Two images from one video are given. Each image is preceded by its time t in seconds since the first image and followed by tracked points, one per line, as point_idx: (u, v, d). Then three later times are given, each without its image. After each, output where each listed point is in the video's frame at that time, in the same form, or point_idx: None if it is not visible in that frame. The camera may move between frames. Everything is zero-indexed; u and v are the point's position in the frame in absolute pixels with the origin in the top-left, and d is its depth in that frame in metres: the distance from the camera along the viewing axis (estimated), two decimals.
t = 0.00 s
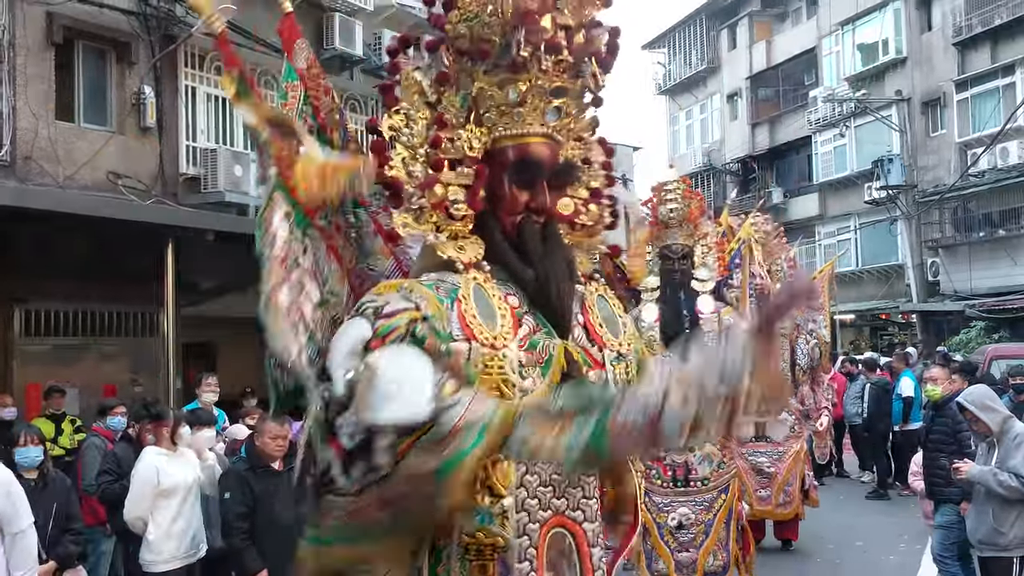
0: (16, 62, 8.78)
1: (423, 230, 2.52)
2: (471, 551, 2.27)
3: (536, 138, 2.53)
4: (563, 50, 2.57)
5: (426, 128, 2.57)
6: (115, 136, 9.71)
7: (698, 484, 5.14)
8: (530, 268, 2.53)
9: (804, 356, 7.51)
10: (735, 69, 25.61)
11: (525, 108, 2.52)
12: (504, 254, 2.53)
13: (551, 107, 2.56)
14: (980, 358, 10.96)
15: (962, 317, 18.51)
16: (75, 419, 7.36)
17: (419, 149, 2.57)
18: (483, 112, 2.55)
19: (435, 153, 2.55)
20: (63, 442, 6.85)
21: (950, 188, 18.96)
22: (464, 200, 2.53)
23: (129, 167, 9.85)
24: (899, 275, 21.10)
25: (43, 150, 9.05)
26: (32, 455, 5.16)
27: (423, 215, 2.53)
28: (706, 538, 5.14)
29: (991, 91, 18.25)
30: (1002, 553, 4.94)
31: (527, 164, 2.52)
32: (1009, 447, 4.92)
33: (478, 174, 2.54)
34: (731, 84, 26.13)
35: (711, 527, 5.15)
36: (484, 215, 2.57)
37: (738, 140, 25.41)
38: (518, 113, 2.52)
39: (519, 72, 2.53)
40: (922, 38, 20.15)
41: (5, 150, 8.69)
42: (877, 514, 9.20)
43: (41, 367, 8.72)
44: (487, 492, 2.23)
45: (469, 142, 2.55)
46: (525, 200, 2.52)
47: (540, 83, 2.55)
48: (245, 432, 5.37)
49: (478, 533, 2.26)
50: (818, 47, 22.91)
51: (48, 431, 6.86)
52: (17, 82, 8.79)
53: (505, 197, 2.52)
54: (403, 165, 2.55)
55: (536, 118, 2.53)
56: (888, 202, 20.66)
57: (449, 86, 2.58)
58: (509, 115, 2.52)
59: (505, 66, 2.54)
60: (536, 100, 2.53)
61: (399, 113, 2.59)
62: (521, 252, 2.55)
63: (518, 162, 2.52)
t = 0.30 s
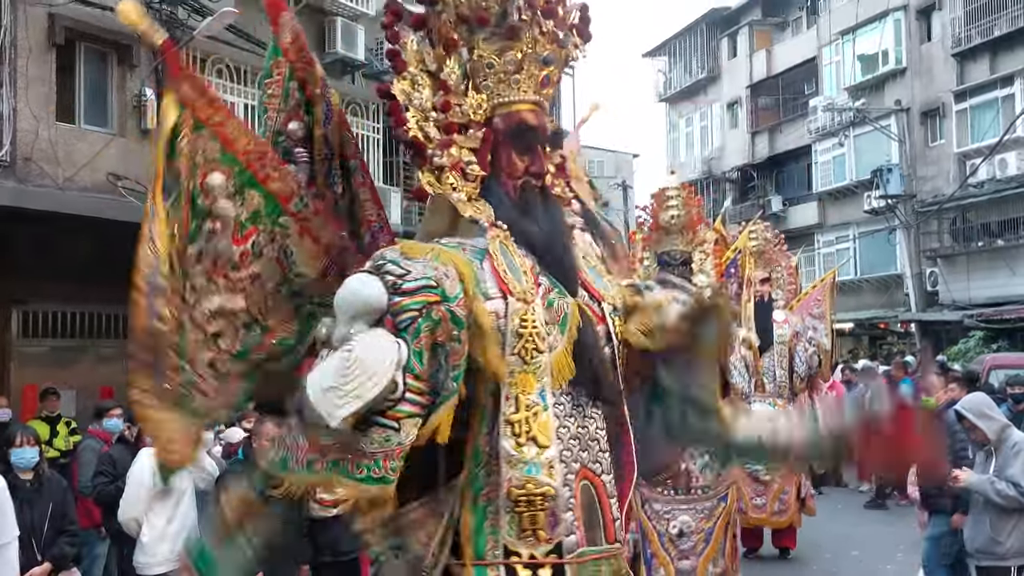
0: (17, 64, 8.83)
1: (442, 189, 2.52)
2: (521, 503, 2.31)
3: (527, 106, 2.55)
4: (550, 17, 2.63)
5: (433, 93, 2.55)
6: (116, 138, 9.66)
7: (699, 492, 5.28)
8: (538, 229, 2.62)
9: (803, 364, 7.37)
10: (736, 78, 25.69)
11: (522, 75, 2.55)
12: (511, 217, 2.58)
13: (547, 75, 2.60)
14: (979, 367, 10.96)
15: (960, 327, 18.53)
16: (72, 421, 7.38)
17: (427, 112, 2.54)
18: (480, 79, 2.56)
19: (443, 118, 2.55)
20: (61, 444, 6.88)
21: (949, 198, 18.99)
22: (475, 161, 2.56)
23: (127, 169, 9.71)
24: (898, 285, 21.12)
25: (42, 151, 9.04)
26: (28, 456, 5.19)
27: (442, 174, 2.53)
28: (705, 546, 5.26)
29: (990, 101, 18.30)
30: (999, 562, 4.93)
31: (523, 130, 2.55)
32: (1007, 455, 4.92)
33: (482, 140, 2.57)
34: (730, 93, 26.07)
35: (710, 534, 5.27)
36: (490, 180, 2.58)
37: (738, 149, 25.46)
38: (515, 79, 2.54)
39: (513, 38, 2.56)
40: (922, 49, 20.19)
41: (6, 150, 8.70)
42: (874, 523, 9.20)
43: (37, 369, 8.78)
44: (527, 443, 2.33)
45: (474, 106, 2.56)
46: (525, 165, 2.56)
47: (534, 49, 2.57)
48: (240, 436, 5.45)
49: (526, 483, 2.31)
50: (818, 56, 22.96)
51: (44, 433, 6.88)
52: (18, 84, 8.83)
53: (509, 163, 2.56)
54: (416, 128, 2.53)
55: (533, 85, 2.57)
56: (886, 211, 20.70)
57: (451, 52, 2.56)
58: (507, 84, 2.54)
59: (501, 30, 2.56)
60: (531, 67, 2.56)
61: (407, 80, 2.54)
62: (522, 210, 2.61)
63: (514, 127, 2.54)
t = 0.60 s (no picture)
0: (22, 64, 8.92)
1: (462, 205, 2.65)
2: (561, 512, 2.40)
3: (508, 116, 2.83)
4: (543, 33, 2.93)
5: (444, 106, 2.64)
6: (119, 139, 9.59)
7: (683, 499, 5.31)
8: (536, 240, 2.89)
9: (803, 372, 7.35)
10: (740, 85, 25.68)
11: (514, 86, 2.86)
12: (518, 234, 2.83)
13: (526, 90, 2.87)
14: (980, 377, 10.96)
15: (962, 337, 18.49)
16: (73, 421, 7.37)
17: (440, 124, 2.63)
18: (479, 90, 2.79)
19: (455, 129, 2.66)
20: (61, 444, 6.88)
21: (952, 208, 18.98)
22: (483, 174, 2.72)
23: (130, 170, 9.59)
24: (901, 294, 21.10)
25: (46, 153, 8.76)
26: (30, 455, 5.15)
27: (460, 190, 2.66)
28: (690, 552, 5.27)
29: (995, 111, 18.27)
30: (999, 571, 4.94)
31: (515, 141, 2.85)
32: (1007, 464, 4.92)
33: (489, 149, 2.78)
34: (735, 100, 26.22)
35: (696, 541, 5.29)
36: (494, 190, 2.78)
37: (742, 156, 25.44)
38: (508, 89, 2.84)
39: (510, 49, 2.85)
40: (927, 57, 20.17)
41: (8, 151, 8.55)
42: (875, 531, 9.19)
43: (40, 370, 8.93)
44: (563, 453, 2.45)
45: (479, 116, 2.77)
46: (516, 176, 2.85)
47: (526, 61, 2.87)
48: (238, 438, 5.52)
49: (564, 492, 2.42)
50: (823, 64, 23.00)
51: (44, 432, 6.88)
52: (23, 84, 8.89)
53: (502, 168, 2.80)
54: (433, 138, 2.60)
55: (511, 102, 2.85)
56: (889, 220, 20.70)
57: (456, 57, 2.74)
58: (488, 96, 2.80)
59: (501, 41, 2.84)
60: (523, 78, 2.87)
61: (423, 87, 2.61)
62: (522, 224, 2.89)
63: (502, 139, 2.82)
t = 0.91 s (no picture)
0: (28, 77, 8.91)
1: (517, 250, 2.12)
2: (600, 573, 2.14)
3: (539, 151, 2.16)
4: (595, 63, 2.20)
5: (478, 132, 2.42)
6: (124, 153, 9.76)
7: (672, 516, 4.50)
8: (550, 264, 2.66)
9: (806, 388, 7.43)
10: (743, 102, 25.80)
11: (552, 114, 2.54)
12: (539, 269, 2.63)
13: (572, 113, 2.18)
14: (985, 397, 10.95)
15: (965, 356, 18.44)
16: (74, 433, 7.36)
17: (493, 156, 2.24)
18: (521, 119, 2.12)
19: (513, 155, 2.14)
20: (63, 456, 6.86)
21: (956, 227, 18.97)
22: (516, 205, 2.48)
23: (137, 185, 9.89)
24: (903, 313, 21.09)
25: (53, 165, 9.10)
26: (31, 466, 5.17)
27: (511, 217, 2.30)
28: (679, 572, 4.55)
29: (998, 130, 18.25)
30: None
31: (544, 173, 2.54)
32: (1012, 484, 4.90)
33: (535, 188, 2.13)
34: (739, 117, 26.36)
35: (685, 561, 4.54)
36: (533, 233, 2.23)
37: (745, 173, 25.53)
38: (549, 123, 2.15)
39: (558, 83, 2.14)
40: (931, 76, 20.14)
41: (15, 163, 8.73)
42: (878, 551, 9.15)
43: (42, 383, 9.10)
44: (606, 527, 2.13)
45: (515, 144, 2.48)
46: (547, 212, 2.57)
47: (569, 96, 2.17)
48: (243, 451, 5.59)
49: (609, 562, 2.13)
50: (827, 82, 23.13)
51: (46, 444, 6.87)
52: (29, 97, 8.91)
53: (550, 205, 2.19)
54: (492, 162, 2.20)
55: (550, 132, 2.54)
56: (893, 238, 20.73)
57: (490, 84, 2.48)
58: (529, 124, 2.13)
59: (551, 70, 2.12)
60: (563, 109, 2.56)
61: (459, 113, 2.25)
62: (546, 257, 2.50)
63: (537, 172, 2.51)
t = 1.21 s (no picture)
0: (34, 106, 8.98)
1: (457, 223, 2.57)
2: (524, 545, 2.61)
3: (515, 143, 2.75)
4: (553, 56, 2.82)
5: (440, 126, 2.59)
6: (129, 182, 9.70)
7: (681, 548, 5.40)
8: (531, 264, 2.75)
9: (810, 420, 7.40)
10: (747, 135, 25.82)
11: (517, 111, 2.77)
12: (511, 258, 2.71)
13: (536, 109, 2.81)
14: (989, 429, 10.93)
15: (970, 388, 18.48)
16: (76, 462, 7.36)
17: (436, 143, 2.57)
18: (481, 112, 2.73)
19: (452, 150, 2.58)
20: (64, 486, 6.86)
21: (960, 258, 19.00)
22: (477, 194, 2.66)
23: (140, 214, 9.83)
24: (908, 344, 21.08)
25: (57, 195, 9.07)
26: (32, 496, 5.16)
27: (453, 208, 2.59)
28: None
29: (1001, 162, 18.45)
30: None
31: (514, 164, 2.76)
32: (1016, 516, 4.88)
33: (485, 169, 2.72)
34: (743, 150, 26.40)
35: None
36: (488, 213, 2.71)
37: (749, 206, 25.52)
38: (512, 115, 2.76)
39: (516, 73, 2.76)
40: (933, 109, 20.31)
41: (20, 194, 8.66)
42: None
43: (44, 412, 9.03)
44: (534, 486, 2.65)
45: (474, 136, 2.70)
46: (514, 199, 2.78)
47: (531, 86, 2.78)
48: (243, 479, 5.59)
49: (532, 524, 2.62)
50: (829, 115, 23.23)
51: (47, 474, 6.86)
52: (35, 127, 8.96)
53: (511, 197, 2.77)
54: (430, 155, 2.55)
55: (524, 125, 2.78)
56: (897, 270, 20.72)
57: (457, 79, 2.67)
58: (490, 117, 2.73)
59: (504, 65, 2.75)
60: (527, 102, 2.78)
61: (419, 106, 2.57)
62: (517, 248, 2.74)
63: (503, 162, 2.74)
